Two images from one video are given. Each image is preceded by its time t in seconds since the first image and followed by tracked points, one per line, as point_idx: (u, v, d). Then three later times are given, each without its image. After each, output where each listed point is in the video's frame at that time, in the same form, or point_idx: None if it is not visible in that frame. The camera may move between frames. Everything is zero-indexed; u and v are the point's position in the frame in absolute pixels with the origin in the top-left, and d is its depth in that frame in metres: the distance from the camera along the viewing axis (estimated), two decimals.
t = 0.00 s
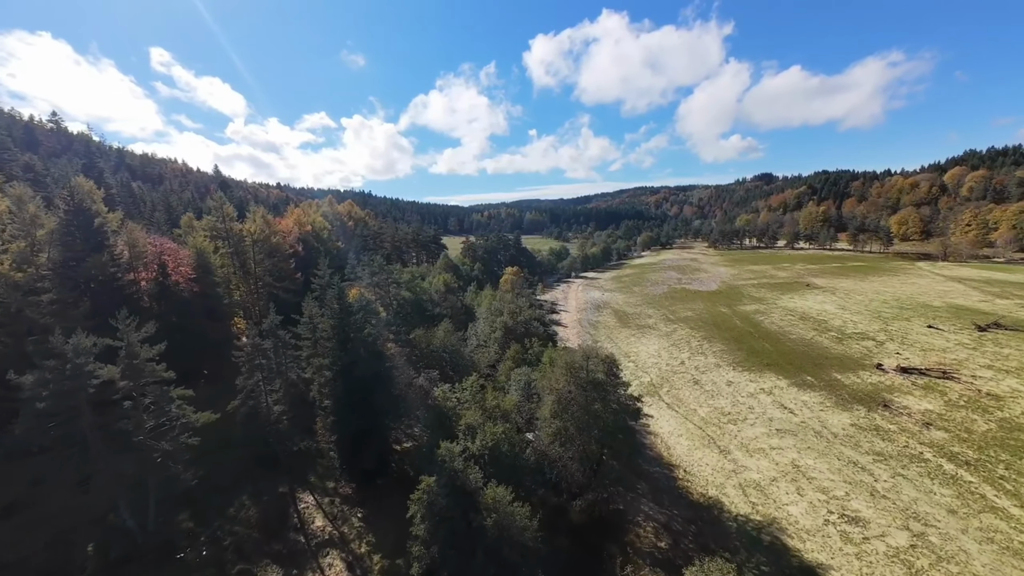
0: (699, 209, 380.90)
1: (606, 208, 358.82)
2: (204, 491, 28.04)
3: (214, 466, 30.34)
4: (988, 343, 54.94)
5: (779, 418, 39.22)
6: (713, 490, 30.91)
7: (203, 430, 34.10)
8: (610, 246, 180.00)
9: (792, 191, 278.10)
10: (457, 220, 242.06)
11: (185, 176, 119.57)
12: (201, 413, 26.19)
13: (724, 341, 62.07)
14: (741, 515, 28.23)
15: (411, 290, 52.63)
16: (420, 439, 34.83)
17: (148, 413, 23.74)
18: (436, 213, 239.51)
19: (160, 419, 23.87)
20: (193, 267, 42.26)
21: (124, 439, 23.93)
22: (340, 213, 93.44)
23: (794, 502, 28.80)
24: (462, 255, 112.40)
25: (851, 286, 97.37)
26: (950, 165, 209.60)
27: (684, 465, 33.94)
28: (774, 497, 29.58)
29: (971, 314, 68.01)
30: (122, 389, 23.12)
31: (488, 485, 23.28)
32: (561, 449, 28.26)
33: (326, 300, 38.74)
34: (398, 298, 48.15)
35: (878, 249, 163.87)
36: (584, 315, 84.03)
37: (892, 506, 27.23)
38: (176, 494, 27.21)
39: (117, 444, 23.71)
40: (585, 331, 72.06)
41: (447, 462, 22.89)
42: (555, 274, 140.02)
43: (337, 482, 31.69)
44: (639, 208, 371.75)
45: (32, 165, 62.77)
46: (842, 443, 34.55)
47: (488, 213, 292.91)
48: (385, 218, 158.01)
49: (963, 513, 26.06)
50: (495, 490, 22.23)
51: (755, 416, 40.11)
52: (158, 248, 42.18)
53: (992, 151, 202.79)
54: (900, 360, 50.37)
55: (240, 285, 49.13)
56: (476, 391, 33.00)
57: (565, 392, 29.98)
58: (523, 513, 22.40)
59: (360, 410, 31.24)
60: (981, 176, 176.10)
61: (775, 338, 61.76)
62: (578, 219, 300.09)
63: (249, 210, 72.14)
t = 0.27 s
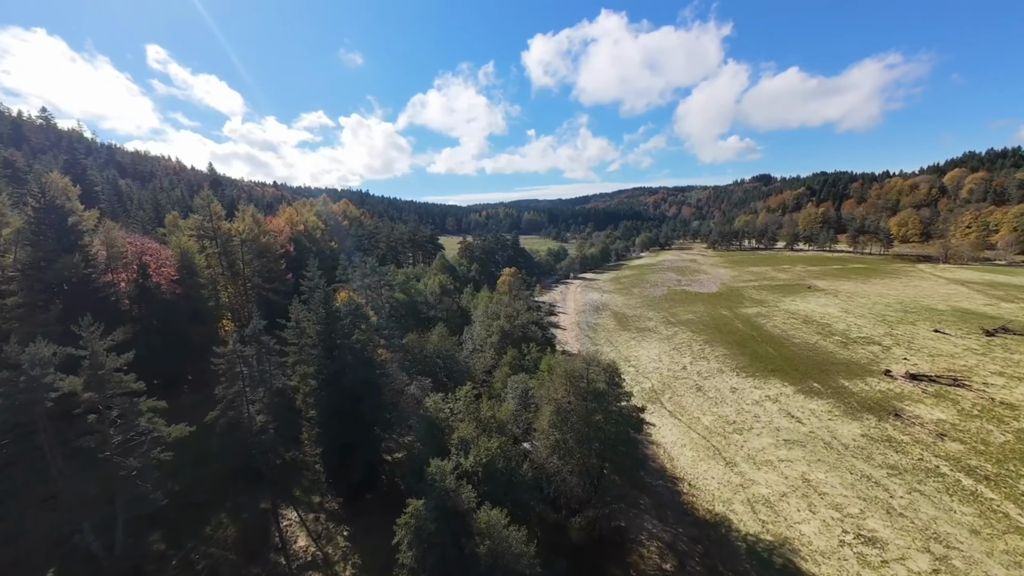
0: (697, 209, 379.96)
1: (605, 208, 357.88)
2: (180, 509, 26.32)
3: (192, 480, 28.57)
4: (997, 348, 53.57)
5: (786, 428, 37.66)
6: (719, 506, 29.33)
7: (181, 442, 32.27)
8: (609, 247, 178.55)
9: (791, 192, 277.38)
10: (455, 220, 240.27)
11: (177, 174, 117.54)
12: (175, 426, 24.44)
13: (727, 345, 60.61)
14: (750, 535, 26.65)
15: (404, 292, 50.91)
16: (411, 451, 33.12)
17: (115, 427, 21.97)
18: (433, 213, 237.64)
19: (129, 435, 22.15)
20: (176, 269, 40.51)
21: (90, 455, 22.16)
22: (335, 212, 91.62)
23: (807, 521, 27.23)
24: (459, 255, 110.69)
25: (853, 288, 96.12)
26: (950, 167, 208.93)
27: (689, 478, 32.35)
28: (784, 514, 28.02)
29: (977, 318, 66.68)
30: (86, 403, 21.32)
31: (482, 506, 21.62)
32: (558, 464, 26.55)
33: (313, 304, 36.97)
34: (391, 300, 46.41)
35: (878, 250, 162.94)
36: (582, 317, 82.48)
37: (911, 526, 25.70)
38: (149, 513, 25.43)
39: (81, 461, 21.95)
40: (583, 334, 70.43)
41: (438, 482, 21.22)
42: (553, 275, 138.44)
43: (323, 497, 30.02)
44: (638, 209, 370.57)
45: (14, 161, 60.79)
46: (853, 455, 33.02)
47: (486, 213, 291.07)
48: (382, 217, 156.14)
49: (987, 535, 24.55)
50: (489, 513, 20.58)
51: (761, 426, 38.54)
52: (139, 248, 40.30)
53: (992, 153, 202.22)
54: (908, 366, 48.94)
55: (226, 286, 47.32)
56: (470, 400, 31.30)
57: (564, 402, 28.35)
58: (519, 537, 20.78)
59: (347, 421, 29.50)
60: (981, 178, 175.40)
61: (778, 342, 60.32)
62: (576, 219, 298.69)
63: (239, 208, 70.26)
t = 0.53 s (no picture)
0: (697, 210, 378.75)
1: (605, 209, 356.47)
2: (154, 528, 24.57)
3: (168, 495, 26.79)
4: (1009, 355, 52.03)
5: (796, 439, 35.99)
6: (729, 525, 27.66)
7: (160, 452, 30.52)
8: (609, 248, 177.03)
9: (792, 193, 276.15)
10: (454, 220, 238.66)
11: (172, 171, 115.77)
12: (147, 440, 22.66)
13: (731, 349, 58.98)
14: (762, 558, 24.99)
15: (399, 295, 49.18)
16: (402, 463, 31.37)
17: (79, 443, 20.21)
18: (432, 212, 236.01)
19: (93, 451, 20.37)
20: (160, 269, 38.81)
21: (52, 473, 20.40)
22: (331, 211, 89.92)
23: (823, 542, 25.59)
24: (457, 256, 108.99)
25: (857, 291, 94.56)
26: (952, 169, 207.79)
27: (696, 494, 30.67)
28: (798, 535, 26.35)
29: (986, 324, 65.19)
30: (45, 417, 19.54)
31: (476, 531, 19.95)
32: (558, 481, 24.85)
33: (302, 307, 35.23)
34: (385, 303, 44.70)
35: (880, 253, 161.58)
36: (582, 320, 80.88)
37: (935, 550, 24.06)
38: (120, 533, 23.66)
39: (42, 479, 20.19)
40: (584, 338, 68.74)
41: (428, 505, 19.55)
42: (552, 276, 136.82)
43: (308, 514, 28.29)
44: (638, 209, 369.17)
45: None
46: (868, 470, 31.36)
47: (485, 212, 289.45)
48: (379, 217, 154.45)
49: (1017, 561, 22.94)
50: (483, 539, 18.93)
51: (769, 437, 36.86)
52: (120, 248, 38.52)
53: (994, 155, 201.08)
54: (920, 374, 47.35)
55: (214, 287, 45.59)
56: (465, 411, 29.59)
57: (565, 415, 26.68)
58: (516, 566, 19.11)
59: (334, 434, 27.74)
60: (984, 180, 174.20)
61: (784, 347, 58.73)
62: (576, 219, 297.22)
63: (232, 206, 68.53)
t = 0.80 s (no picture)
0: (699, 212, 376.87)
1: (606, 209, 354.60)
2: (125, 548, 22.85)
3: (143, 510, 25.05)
4: None
5: (808, 453, 34.31)
6: (739, 547, 26.00)
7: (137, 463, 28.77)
8: (610, 249, 175.29)
9: (794, 195, 274.34)
10: (453, 219, 236.83)
11: (167, 168, 113.97)
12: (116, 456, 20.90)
13: (736, 355, 57.29)
14: None
15: (394, 296, 47.45)
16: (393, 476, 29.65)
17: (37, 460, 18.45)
18: (432, 211, 234.22)
19: (52, 470, 18.62)
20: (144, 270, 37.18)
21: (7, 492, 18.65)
22: (327, 210, 88.18)
23: (841, 568, 23.93)
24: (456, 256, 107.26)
25: (863, 295, 92.88)
26: (956, 172, 206.07)
27: (703, 512, 28.99)
28: (814, 559, 24.66)
29: (998, 330, 63.55)
30: None
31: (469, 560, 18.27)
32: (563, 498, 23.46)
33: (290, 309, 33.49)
34: (379, 305, 43.00)
35: (884, 256, 159.85)
36: (583, 322, 79.21)
37: None
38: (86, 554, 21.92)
39: None
40: (584, 341, 67.05)
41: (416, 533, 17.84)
42: (552, 277, 135.07)
43: (292, 531, 26.59)
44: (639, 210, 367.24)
45: None
46: (886, 488, 29.67)
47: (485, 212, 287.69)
48: (378, 215, 152.68)
49: None
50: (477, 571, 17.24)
51: (779, 449, 35.15)
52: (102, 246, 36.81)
53: (999, 159, 199.34)
54: (933, 383, 45.69)
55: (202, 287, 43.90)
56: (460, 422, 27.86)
57: (566, 428, 25.00)
58: None
59: (320, 446, 26.02)
60: (989, 184, 172.52)
61: (790, 353, 57.06)
62: (576, 219, 295.42)
63: (224, 203, 66.78)
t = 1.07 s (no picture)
0: (701, 213, 374.88)
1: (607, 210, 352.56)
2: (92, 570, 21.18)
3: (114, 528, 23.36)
4: None
5: (821, 468, 32.60)
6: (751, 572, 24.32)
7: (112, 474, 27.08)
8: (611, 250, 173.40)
9: (798, 198, 272.28)
10: (454, 218, 235.05)
11: (163, 164, 112.32)
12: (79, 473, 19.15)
13: (742, 362, 55.51)
14: None
15: (389, 298, 45.72)
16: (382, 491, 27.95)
17: None
18: (432, 210, 232.57)
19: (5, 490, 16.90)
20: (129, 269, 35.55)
21: None
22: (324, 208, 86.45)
23: None
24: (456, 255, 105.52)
25: (870, 300, 91.06)
26: (962, 176, 204.07)
27: (713, 532, 27.30)
28: None
29: (1011, 338, 61.81)
30: None
31: None
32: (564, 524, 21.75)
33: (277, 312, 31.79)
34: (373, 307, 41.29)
35: (889, 260, 157.94)
36: (585, 325, 77.46)
37: None
38: None
39: None
40: (585, 345, 65.27)
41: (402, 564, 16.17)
42: (553, 278, 133.29)
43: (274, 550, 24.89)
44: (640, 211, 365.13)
45: None
46: (906, 509, 27.94)
47: (486, 212, 285.89)
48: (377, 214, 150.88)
49: None
50: None
51: (791, 464, 33.43)
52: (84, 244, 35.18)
53: (1006, 163, 197.31)
54: (948, 393, 43.96)
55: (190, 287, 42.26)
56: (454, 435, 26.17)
57: (567, 444, 23.34)
58: None
59: (304, 461, 24.34)
60: (996, 188, 170.56)
61: (798, 360, 55.29)
62: (578, 220, 293.47)
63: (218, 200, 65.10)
